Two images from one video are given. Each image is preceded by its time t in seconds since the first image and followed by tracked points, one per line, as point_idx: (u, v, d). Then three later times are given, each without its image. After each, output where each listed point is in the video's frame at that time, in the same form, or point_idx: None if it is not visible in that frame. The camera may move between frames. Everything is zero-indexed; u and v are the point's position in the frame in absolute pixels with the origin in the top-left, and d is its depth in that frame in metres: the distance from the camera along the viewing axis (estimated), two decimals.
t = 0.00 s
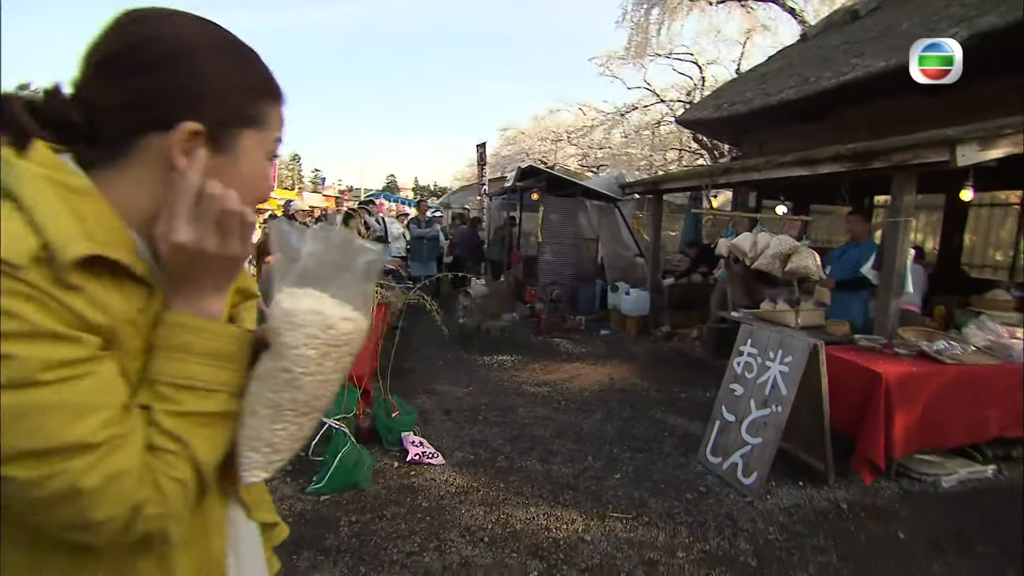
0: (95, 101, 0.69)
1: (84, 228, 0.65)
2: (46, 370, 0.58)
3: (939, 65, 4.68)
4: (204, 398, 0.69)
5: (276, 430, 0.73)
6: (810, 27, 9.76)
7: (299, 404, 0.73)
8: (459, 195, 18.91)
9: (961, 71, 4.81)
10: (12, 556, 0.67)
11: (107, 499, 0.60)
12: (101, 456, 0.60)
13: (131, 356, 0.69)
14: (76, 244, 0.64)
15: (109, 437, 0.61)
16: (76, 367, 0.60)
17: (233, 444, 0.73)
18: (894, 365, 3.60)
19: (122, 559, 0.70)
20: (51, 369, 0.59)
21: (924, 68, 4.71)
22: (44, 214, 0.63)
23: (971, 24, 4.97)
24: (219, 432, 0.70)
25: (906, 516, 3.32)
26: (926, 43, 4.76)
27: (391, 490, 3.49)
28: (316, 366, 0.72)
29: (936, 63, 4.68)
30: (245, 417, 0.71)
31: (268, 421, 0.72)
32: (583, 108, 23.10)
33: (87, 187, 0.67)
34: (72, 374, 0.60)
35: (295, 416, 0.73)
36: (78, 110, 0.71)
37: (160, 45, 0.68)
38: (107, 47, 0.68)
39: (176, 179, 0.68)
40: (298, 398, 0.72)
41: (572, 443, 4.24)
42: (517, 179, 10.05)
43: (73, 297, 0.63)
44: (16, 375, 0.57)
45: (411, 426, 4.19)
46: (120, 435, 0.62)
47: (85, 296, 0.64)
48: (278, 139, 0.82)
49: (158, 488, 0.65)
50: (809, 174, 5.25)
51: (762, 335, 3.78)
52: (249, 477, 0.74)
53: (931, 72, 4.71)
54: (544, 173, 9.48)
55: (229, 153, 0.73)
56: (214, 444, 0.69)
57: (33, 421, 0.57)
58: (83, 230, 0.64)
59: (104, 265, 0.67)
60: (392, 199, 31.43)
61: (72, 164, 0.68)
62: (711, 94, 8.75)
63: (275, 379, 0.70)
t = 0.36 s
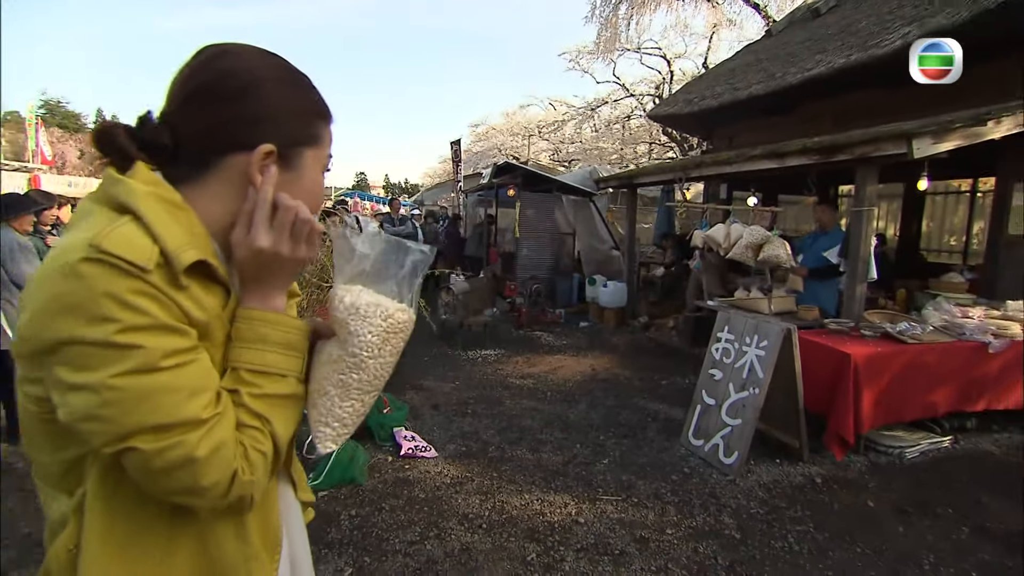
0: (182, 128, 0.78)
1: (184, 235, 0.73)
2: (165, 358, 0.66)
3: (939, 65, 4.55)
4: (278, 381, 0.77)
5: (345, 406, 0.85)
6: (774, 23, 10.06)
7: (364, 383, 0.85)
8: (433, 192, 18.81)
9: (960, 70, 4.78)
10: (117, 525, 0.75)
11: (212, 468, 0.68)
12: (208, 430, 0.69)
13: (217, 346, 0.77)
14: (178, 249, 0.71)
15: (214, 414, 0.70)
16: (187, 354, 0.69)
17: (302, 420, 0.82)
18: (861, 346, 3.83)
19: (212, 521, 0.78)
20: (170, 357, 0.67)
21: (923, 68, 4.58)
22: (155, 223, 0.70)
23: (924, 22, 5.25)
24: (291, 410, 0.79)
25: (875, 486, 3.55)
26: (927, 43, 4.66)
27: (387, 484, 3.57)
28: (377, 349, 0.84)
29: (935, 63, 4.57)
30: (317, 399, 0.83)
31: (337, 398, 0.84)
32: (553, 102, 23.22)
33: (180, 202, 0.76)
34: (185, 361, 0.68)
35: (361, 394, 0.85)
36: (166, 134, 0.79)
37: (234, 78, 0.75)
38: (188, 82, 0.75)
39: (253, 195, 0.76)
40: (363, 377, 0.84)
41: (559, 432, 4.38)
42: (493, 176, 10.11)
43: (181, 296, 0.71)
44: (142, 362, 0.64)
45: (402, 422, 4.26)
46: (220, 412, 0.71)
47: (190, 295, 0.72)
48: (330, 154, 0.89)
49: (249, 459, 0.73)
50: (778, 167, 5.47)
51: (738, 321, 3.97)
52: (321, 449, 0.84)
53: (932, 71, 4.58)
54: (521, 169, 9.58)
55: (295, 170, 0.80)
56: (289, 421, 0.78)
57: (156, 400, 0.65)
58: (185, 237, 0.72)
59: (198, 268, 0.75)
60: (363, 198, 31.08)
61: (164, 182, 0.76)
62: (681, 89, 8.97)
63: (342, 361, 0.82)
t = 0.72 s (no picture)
0: (181, 135, 0.80)
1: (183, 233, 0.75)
2: (163, 349, 0.68)
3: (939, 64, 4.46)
4: (270, 374, 0.80)
5: (334, 399, 0.87)
6: (764, 31, 10.19)
7: (352, 376, 0.87)
8: (426, 197, 18.76)
9: (959, 69, 4.75)
10: (113, 511, 0.78)
11: (205, 455, 0.70)
12: (202, 419, 0.71)
13: (212, 341, 0.79)
14: (177, 245, 0.74)
15: (208, 404, 0.72)
16: (184, 346, 0.71)
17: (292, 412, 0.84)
18: (847, 349, 3.90)
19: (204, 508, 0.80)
20: (168, 348, 0.69)
21: (924, 67, 4.47)
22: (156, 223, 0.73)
23: (909, 31, 5.36)
24: (282, 403, 0.82)
25: (862, 486, 3.60)
26: (926, 43, 4.60)
27: (380, 487, 3.58)
28: (366, 344, 0.87)
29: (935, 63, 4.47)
30: (306, 392, 0.85)
31: (326, 391, 0.86)
32: (546, 108, 23.32)
33: (181, 202, 0.78)
34: (182, 353, 0.71)
35: (349, 387, 0.88)
36: (168, 139, 0.82)
37: (233, 88, 0.78)
38: (187, 91, 0.78)
39: (250, 198, 0.79)
40: (351, 371, 0.87)
41: (552, 435, 4.41)
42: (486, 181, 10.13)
43: (179, 292, 0.73)
44: (142, 353, 0.67)
45: (395, 425, 4.27)
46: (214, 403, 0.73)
47: (187, 290, 0.75)
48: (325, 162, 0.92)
49: (241, 448, 0.76)
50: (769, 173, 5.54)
51: (729, 325, 4.02)
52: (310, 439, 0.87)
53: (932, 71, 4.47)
54: (514, 174, 9.62)
55: (291, 175, 0.83)
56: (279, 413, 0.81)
57: (155, 389, 0.67)
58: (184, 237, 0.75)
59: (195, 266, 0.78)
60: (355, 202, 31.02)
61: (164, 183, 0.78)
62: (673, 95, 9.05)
63: (332, 355, 0.85)
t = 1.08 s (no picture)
0: (143, 127, 0.79)
1: (125, 235, 0.72)
2: (96, 354, 0.66)
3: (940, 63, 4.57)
4: (225, 384, 0.76)
5: (293, 407, 0.80)
6: (779, 32, 10.09)
7: (312, 384, 0.80)
8: (438, 196, 18.79)
9: (959, 70, 4.78)
10: (57, 519, 0.76)
11: (142, 465, 0.67)
12: (139, 428, 0.68)
13: (162, 346, 0.77)
14: (118, 247, 0.71)
15: (146, 413, 0.69)
16: (121, 352, 0.68)
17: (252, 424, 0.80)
18: (859, 355, 3.82)
19: (153, 519, 0.77)
20: (100, 353, 0.66)
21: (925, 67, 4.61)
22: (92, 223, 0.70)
23: (928, 32, 5.28)
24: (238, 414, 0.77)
25: (872, 496, 3.53)
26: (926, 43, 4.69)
27: (384, 486, 3.57)
28: (327, 348, 0.81)
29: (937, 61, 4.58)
30: (264, 401, 0.78)
31: (284, 399, 0.79)
32: (559, 108, 23.27)
33: (133, 201, 0.76)
34: (116, 359, 0.68)
35: (310, 395, 0.81)
36: (127, 134, 0.80)
37: (202, 79, 0.77)
38: (154, 81, 0.77)
39: (210, 195, 0.77)
40: (311, 377, 0.80)
41: (557, 437, 4.38)
42: (497, 181, 10.11)
43: (118, 296, 0.70)
44: (69, 357, 0.64)
45: (401, 424, 4.27)
46: (153, 412, 0.70)
47: (128, 294, 0.72)
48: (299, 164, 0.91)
49: (184, 460, 0.72)
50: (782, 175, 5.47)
51: (738, 329, 3.98)
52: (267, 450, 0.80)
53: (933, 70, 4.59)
54: (525, 175, 9.61)
55: (256, 175, 0.81)
56: (232, 424, 0.76)
57: (82, 396, 0.65)
58: (124, 238, 0.72)
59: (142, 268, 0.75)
60: (368, 201, 31.15)
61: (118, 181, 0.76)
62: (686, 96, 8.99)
63: (288, 361, 0.78)
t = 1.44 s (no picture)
0: (100, 120, 0.77)
1: (64, 243, 0.69)
2: (25, 372, 0.63)
3: (942, 65, 4.58)
4: (184, 401, 0.73)
5: (253, 423, 0.77)
6: (796, 31, 9.98)
7: (272, 399, 0.77)
8: (452, 198, 18.85)
9: (959, 70, 4.77)
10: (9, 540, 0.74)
11: (82, 490, 0.65)
12: (80, 449, 0.65)
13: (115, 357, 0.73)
14: (59, 258, 0.68)
15: (88, 432, 0.66)
16: (60, 368, 0.65)
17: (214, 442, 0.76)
18: (878, 359, 3.74)
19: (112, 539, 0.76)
20: (30, 370, 0.63)
21: (924, 69, 4.62)
22: (23, 232, 0.67)
23: (950, 28, 5.17)
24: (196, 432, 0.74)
25: (892, 503, 3.45)
26: (926, 44, 4.72)
27: (396, 488, 3.58)
28: (288, 359, 0.78)
29: (935, 63, 4.59)
30: (226, 416, 0.76)
31: (245, 415, 0.76)
32: (572, 109, 23.25)
33: (83, 207, 0.73)
34: (51, 375, 0.64)
35: (272, 409, 0.78)
36: (79, 130, 0.78)
37: (161, 67, 0.75)
38: (111, 69, 0.75)
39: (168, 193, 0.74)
40: (272, 391, 0.77)
41: (569, 440, 4.36)
42: (511, 182, 10.13)
43: (55, 310, 0.67)
44: None
45: (413, 426, 4.27)
46: (94, 431, 0.66)
47: (67, 306, 0.68)
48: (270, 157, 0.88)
49: (133, 482, 0.69)
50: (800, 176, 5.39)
51: (754, 331, 3.92)
52: (227, 470, 0.78)
53: (932, 72, 4.63)
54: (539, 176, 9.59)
55: (219, 169, 0.79)
56: (189, 443, 0.73)
57: (14, 417, 0.62)
58: (61, 247, 0.68)
59: (89, 278, 0.72)
60: (383, 203, 31.39)
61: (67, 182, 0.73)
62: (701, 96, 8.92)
63: (248, 373, 0.75)
